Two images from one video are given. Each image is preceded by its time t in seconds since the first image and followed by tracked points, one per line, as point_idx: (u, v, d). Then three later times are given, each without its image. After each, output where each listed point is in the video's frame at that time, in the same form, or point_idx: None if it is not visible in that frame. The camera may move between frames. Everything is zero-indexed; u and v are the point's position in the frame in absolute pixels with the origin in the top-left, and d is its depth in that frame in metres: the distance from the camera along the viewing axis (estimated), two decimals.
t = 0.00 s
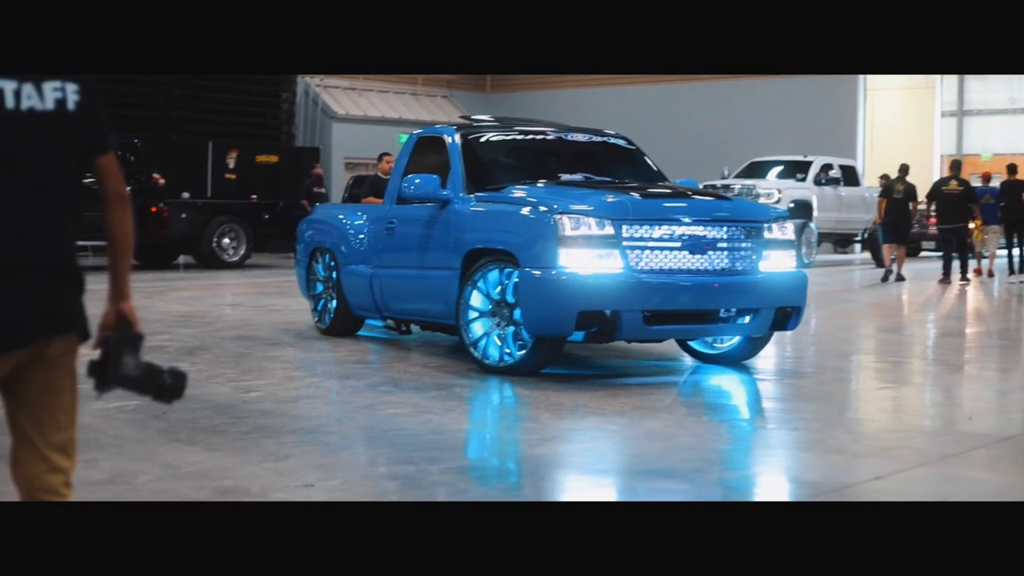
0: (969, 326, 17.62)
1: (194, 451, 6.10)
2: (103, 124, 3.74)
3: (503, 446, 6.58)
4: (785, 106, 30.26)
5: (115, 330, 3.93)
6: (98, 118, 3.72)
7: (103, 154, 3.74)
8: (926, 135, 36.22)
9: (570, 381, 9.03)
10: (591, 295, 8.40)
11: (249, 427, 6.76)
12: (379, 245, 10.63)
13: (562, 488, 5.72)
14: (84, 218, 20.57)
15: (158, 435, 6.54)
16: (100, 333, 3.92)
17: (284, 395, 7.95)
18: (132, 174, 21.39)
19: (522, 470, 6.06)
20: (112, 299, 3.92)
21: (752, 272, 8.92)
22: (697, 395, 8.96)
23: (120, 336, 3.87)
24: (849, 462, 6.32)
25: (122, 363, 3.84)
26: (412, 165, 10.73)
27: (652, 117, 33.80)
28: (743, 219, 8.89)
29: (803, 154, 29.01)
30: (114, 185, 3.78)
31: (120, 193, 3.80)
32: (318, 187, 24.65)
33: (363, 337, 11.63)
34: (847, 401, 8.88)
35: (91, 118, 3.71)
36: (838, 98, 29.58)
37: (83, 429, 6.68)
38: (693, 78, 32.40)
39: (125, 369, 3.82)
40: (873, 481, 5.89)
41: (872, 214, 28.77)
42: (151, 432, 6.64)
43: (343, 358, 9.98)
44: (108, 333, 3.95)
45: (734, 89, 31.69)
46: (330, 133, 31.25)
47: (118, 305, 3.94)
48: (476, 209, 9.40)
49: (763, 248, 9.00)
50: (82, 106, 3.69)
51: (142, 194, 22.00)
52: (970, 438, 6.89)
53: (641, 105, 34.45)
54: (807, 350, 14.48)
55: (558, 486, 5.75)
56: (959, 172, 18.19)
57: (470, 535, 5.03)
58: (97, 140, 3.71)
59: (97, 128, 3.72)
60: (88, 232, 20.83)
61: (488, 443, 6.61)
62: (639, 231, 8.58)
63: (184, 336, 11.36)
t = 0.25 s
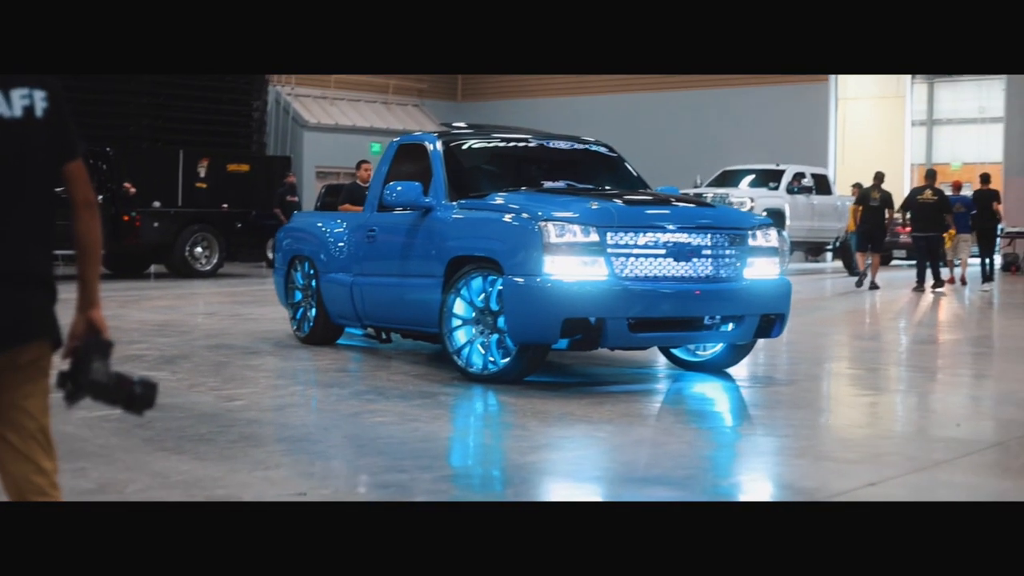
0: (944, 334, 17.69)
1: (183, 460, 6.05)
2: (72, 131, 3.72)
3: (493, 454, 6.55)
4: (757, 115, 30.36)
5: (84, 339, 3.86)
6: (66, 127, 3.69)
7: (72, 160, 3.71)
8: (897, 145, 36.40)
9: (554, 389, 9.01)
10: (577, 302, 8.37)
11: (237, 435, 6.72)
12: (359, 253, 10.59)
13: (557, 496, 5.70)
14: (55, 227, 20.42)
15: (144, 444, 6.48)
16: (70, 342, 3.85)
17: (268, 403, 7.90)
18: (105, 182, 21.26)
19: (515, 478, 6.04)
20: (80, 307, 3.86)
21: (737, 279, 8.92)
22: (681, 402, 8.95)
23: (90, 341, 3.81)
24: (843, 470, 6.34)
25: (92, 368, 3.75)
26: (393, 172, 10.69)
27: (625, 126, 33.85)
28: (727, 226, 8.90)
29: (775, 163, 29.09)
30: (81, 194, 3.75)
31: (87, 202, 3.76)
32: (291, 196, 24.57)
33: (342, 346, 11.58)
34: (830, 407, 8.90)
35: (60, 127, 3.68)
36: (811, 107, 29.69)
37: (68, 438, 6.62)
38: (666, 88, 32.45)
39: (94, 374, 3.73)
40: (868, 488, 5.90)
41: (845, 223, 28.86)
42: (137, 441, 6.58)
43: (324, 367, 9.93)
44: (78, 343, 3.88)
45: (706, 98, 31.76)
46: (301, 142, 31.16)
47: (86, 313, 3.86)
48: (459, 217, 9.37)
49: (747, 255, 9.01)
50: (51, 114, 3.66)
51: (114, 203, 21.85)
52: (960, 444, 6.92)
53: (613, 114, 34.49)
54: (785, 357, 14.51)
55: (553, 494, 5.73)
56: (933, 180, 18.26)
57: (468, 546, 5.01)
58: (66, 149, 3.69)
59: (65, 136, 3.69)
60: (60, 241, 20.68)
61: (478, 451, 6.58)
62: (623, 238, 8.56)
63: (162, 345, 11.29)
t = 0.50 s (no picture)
0: (921, 341, 17.74)
1: (175, 469, 5.99)
2: (35, 142, 3.67)
3: (487, 461, 6.52)
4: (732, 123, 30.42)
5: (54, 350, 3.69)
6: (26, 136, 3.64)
7: (35, 168, 3.65)
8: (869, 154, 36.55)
9: (540, 396, 8.98)
10: (564, 309, 8.34)
11: (227, 443, 6.66)
12: (343, 260, 10.54)
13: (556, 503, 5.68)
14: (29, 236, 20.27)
15: (134, 452, 6.41)
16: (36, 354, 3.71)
17: (255, 411, 7.83)
18: (79, 190, 21.12)
19: (512, 486, 6.01)
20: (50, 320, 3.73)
21: (724, 286, 8.91)
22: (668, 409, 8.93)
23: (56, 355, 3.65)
24: (839, 478, 6.33)
25: (56, 382, 3.61)
26: (376, 179, 10.64)
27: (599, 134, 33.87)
28: (713, 233, 8.88)
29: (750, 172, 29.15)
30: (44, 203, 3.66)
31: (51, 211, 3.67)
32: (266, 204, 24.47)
33: (324, 353, 11.52)
34: (818, 413, 8.90)
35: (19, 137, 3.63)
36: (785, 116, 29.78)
37: (55, 447, 6.53)
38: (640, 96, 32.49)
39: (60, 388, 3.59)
40: (867, 493, 5.89)
41: (819, 231, 28.94)
42: (126, 449, 6.51)
43: (308, 374, 9.87)
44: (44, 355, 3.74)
45: (681, 107, 31.81)
46: (275, 149, 31.04)
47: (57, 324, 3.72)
48: (444, 223, 9.33)
49: (734, 262, 9.00)
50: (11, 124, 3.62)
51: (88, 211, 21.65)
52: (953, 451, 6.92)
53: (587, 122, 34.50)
54: (764, 365, 14.51)
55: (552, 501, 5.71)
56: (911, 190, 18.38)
57: (470, 556, 4.98)
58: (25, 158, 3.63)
59: (27, 146, 3.64)
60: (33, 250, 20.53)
61: (472, 459, 6.55)
62: (610, 245, 8.54)
63: (142, 353, 11.20)
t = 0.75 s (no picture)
0: (899, 347, 17.80)
1: (169, 481, 5.93)
2: None
3: (483, 469, 6.50)
4: (709, 131, 30.46)
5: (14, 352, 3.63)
6: None
7: None
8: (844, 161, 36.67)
9: (529, 403, 8.94)
10: (555, 316, 8.30)
11: (218, 451, 6.59)
12: (328, 267, 10.48)
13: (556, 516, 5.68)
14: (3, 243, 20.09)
15: (126, 462, 6.35)
16: None
17: (245, 419, 7.77)
18: (56, 196, 20.96)
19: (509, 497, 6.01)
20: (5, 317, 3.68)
21: (713, 293, 8.90)
22: (657, 416, 8.91)
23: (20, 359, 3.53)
24: (838, 484, 6.32)
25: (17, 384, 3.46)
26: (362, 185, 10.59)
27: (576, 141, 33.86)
28: (703, 239, 8.87)
29: (727, 179, 29.17)
30: None
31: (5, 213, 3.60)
32: (244, 211, 24.38)
33: (308, 360, 11.45)
34: (809, 420, 8.90)
35: None
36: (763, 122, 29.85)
37: (45, 455, 6.43)
38: (618, 104, 32.50)
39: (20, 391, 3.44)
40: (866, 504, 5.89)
41: (796, 238, 29.01)
42: (119, 458, 6.44)
43: (295, 382, 9.82)
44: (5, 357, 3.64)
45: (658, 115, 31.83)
46: (252, 156, 30.91)
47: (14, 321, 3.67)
48: (432, 229, 9.28)
49: (723, 268, 8.99)
50: None
51: (64, 219, 21.29)
52: (949, 456, 6.93)
53: (564, 129, 34.49)
54: (746, 372, 14.52)
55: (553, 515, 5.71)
56: (892, 195, 18.36)
57: None
58: None
59: None
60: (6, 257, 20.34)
61: (468, 467, 6.53)
62: (601, 251, 8.51)
63: (125, 360, 11.11)
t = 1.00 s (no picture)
0: (881, 353, 17.82)
1: (163, 491, 5.87)
2: None
3: (479, 476, 6.45)
4: (688, 137, 30.47)
5: None
6: None
7: None
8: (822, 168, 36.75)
9: (519, 409, 8.90)
10: (547, 322, 8.27)
11: (211, 459, 6.53)
12: (315, 273, 10.43)
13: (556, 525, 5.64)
14: None
15: (118, 469, 6.28)
16: None
17: (236, 426, 7.70)
18: (34, 202, 20.81)
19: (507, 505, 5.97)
20: None
21: (704, 298, 8.87)
22: (648, 422, 8.88)
23: None
24: (839, 490, 6.30)
25: None
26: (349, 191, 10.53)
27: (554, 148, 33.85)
28: (694, 244, 8.84)
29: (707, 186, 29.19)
30: None
31: None
32: (224, 217, 24.27)
33: (294, 367, 11.39)
34: (801, 425, 8.88)
35: None
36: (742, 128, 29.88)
37: (36, 463, 6.37)
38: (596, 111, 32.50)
39: None
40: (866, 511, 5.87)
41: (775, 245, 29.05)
42: (111, 465, 6.37)
43: (283, 389, 9.77)
44: None
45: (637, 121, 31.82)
46: (230, 163, 30.79)
47: None
48: (421, 235, 9.23)
49: (715, 274, 8.96)
50: None
51: (42, 225, 21.07)
52: (945, 462, 6.92)
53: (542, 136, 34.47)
54: (730, 377, 14.51)
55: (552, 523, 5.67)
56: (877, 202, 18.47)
57: None
58: None
59: None
60: None
61: (464, 474, 6.48)
62: (593, 257, 8.47)
63: (110, 367, 11.03)
